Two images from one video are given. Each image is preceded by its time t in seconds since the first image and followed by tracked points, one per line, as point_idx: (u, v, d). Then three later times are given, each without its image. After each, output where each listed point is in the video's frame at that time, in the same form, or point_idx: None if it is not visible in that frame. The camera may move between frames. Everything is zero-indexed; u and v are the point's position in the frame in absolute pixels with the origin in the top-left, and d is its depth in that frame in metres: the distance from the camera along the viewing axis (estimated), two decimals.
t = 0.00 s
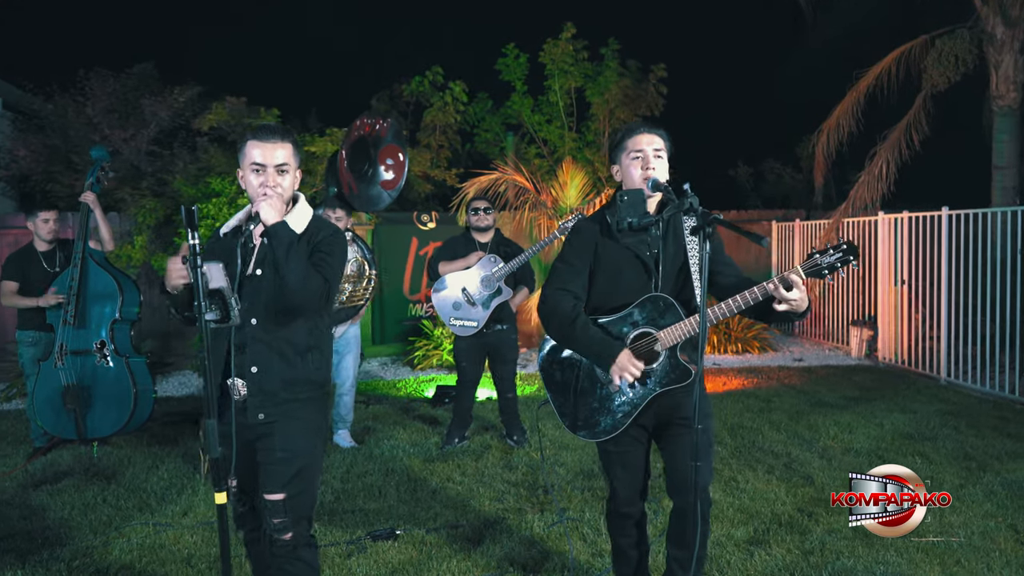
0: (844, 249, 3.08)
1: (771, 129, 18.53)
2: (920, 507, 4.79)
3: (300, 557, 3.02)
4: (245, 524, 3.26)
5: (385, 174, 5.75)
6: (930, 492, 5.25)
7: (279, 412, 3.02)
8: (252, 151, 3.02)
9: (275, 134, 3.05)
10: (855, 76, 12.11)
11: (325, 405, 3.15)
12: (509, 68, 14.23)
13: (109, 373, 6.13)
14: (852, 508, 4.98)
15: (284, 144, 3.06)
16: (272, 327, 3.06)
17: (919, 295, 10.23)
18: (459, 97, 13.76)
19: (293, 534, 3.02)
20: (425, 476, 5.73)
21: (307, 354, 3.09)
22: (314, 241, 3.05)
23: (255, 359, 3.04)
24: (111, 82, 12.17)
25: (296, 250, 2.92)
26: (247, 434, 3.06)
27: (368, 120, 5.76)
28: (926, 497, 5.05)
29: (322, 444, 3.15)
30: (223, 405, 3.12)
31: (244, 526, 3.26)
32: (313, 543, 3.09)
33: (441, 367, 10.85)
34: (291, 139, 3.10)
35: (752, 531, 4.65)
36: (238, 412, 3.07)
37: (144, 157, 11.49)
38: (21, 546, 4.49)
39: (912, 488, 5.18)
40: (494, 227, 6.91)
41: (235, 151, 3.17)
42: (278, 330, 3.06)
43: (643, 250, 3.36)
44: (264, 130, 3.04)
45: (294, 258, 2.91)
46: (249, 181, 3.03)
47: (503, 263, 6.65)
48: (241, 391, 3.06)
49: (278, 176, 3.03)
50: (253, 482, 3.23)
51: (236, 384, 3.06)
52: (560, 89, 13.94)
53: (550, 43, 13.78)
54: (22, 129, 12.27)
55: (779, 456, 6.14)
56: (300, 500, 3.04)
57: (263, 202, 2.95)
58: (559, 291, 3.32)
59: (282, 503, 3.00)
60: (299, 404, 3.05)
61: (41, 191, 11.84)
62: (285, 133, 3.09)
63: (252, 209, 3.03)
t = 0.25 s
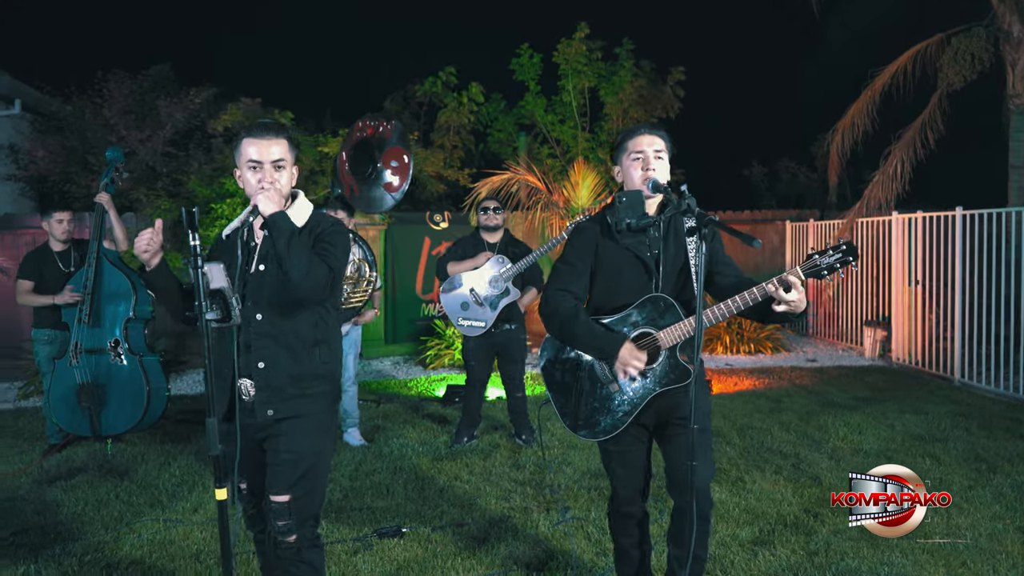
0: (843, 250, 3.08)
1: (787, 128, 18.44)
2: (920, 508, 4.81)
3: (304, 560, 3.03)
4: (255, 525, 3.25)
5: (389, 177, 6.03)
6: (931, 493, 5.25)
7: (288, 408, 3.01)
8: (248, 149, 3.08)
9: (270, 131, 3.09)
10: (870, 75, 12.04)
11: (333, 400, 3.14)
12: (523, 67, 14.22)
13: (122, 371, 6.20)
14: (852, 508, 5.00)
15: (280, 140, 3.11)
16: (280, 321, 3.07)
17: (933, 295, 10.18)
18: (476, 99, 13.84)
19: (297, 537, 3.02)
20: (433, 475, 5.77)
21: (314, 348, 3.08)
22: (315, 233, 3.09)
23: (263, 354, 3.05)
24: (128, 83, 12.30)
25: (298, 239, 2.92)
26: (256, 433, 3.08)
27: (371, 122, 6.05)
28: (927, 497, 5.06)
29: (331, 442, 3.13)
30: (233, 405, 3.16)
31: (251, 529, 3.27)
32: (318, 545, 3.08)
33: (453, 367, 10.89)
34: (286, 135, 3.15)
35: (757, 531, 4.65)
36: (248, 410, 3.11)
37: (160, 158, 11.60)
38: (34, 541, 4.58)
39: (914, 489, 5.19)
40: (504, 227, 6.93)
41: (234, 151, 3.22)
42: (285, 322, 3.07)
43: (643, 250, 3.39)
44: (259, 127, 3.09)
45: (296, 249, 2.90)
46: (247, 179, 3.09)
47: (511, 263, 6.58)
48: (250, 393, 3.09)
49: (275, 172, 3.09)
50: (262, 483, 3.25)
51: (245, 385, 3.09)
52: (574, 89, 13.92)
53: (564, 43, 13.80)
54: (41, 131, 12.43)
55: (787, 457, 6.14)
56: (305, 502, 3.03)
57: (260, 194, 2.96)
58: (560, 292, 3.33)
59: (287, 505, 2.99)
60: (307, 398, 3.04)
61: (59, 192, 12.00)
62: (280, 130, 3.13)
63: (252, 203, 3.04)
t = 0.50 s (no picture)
0: (839, 245, 3.14)
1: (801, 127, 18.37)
2: (920, 507, 4.80)
3: (310, 564, 3.02)
4: (249, 536, 3.26)
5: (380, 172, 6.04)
6: (931, 492, 5.23)
7: (304, 411, 3.03)
8: (246, 156, 3.10)
9: (268, 138, 3.12)
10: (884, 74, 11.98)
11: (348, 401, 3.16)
12: (537, 67, 14.21)
13: (136, 368, 6.29)
14: (853, 508, 4.96)
15: (278, 146, 3.14)
16: (291, 325, 3.08)
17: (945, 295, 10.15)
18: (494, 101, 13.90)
19: (305, 539, 3.02)
20: (441, 472, 5.82)
21: (325, 350, 3.09)
22: (321, 236, 3.10)
23: (275, 359, 3.06)
24: (144, 84, 12.44)
25: (298, 246, 2.95)
26: (270, 435, 3.11)
27: (354, 118, 6.09)
28: (927, 497, 5.04)
29: (345, 443, 3.14)
30: (246, 411, 3.16)
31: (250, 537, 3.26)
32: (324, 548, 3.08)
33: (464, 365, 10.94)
34: (283, 140, 3.18)
35: (760, 529, 4.67)
36: (262, 413, 3.12)
37: (175, 158, 11.73)
38: (49, 534, 4.67)
39: (914, 489, 5.18)
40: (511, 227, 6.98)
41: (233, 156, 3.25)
42: (297, 326, 3.08)
43: (643, 248, 3.42)
44: (256, 134, 3.11)
45: (299, 256, 2.94)
46: (246, 188, 3.13)
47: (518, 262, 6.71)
48: (265, 396, 3.09)
49: (273, 181, 3.12)
50: (269, 488, 3.25)
51: (260, 388, 3.10)
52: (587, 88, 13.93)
53: (577, 42, 13.80)
54: (59, 131, 12.61)
55: (794, 456, 6.14)
56: (316, 504, 3.04)
57: (260, 204, 3.01)
58: (561, 289, 3.39)
59: (298, 507, 3.00)
60: (320, 401, 3.05)
61: (77, 191, 12.16)
62: (276, 136, 3.16)
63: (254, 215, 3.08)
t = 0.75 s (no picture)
0: (834, 247, 3.17)
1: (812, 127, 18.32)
2: (919, 507, 4.81)
3: (326, 551, 3.03)
4: (274, 523, 3.25)
5: (374, 173, 5.92)
6: (929, 492, 5.23)
7: (319, 406, 3.05)
8: (245, 156, 3.15)
9: (265, 136, 3.16)
10: (896, 73, 11.96)
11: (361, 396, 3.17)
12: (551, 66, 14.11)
13: (148, 366, 6.41)
14: (852, 508, 4.99)
15: (275, 143, 3.18)
16: (301, 322, 3.09)
17: (955, 294, 10.14)
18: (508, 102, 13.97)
19: (322, 527, 3.03)
20: (448, 469, 5.89)
21: (337, 345, 3.11)
22: (325, 232, 3.14)
23: (287, 356, 3.07)
24: (158, 85, 12.58)
25: (303, 244, 2.99)
26: (287, 431, 3.13)
27: (344, 122, 6.06)
28: (926, 497, 5.04)
29: (359, 436, 3.16)
30: (261, 407, 3.17)
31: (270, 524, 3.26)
32: (340, 536, 3.08)
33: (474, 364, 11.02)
34: (281, 136, 3.21)
35: (762, 526, 4.71)
36: (277, 408, 3.14)
37: (189, 159, 11.86)
38: (64, 528, 4.77)
39: (912, 488, 5.18)
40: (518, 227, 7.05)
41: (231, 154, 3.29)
42: (306, 323, 3.09)
43: (640, 248, 3.48)
44: (252, 133, 3.15)
45: (305, 255, 2.97)
46: (246, 187, 3.19)
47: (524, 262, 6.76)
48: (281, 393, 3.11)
49: (273, 178, 3.18)
50: (287, 477, 3.26)
51: (275, 385, 3.12)
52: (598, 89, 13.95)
53: (589, 42, 13.78)
54: (74, 132, 12.78)
55: (799, 455, 6.17)
56: (333, 494, 3.06)
57: (263, 204, 3.02)
58: (560, 289, 3.46)
59: (315, 497, 3.02)
60: (335, 397, 3.07)
61: (92, 192, 12.33)
62: (275, 133, 3.20)
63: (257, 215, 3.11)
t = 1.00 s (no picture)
0: (829, 248, 3.21)
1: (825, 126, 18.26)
2: (919, 507, 4.81)
3: (334, 543, 3.08)
4: (288, 513, 3.29)
5: (381, 166, 5.73)
6: (929, 492, 5.21)
7: (329, 408, 3.10)
8: (243, 167, 3.16)
9: (261, 146, 3.16)
10: (908, 72, 11.92)
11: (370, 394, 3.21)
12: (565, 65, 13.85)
13: (160, 364, 6.51)
14: (852, 508, 4.99)
15: (273, 154, 3.19)
16: (307, 330, 3.12)
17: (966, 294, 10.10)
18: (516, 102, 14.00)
19: (330, 519, 3.08)
20: (454, 466, 5.95)
21: (345, 348, 3.14)
22: (326, 239, 3.25)
23: (296, 362, 3.12)
24: (172, 87, 12.73)
25: (303, 261, 2.97)
26: (296, 426, 3.21)
27: (345, 115, 5.82)
28: (926, 496, 5.04)
29: (368, 432, 3.21)
30: (274, 402, 3.24)
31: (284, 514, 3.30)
32: (348, 529, 3.13)
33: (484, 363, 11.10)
34: (277, 146, 3.21)
35: (764, 524, 4.75)
36: (289, 405, 3.21)
37: (202, 159, 11.99)
38: (77, 521, 4.87)
39: (912, 488, 5.17)
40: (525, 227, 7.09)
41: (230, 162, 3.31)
42: (313, 332, 3.12)
43: (639, 248, 3.54)
44: (250, 144, 3.15)
45: (304, 273, 2.96)
46: (245, 197, 3.20)
47: (530, 262, 6.89)
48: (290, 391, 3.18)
49: (271, 189, 3.20)
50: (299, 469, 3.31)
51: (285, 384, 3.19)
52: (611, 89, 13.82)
53: (601, 42, 13.73)
54: (91, 133, 12.95)
55: (804, 453, 6.20)
56: (341, 487, 3.11)
57: (259, 221, 2.99)
58: (561, 289, 3.51)
59: (323, 490, 3.07)
60: (343, 399, 3.12)
61: (107, 192, 12.50)
62: (270, 143, 3.19)
63: (253, 230, 3.06)
